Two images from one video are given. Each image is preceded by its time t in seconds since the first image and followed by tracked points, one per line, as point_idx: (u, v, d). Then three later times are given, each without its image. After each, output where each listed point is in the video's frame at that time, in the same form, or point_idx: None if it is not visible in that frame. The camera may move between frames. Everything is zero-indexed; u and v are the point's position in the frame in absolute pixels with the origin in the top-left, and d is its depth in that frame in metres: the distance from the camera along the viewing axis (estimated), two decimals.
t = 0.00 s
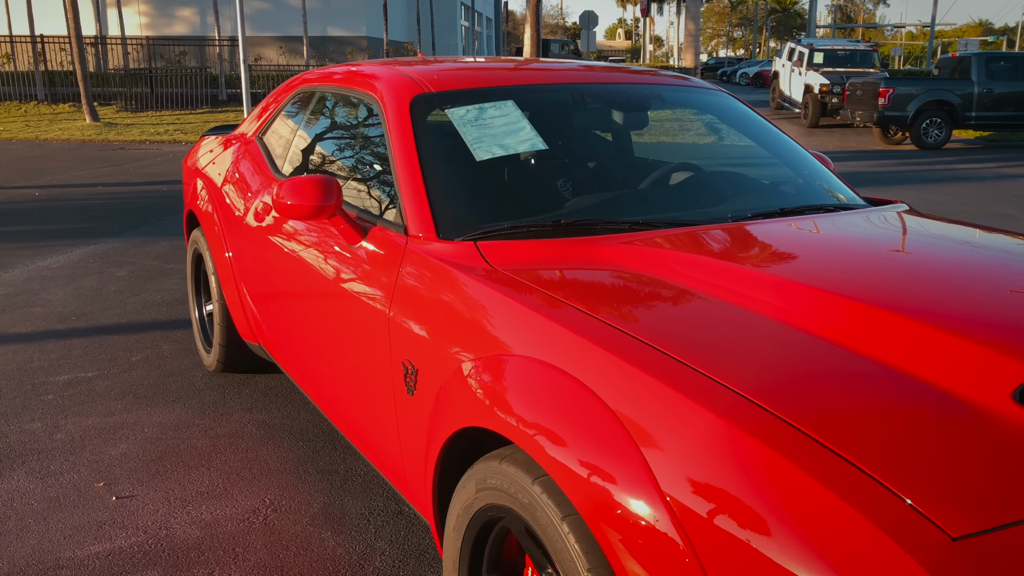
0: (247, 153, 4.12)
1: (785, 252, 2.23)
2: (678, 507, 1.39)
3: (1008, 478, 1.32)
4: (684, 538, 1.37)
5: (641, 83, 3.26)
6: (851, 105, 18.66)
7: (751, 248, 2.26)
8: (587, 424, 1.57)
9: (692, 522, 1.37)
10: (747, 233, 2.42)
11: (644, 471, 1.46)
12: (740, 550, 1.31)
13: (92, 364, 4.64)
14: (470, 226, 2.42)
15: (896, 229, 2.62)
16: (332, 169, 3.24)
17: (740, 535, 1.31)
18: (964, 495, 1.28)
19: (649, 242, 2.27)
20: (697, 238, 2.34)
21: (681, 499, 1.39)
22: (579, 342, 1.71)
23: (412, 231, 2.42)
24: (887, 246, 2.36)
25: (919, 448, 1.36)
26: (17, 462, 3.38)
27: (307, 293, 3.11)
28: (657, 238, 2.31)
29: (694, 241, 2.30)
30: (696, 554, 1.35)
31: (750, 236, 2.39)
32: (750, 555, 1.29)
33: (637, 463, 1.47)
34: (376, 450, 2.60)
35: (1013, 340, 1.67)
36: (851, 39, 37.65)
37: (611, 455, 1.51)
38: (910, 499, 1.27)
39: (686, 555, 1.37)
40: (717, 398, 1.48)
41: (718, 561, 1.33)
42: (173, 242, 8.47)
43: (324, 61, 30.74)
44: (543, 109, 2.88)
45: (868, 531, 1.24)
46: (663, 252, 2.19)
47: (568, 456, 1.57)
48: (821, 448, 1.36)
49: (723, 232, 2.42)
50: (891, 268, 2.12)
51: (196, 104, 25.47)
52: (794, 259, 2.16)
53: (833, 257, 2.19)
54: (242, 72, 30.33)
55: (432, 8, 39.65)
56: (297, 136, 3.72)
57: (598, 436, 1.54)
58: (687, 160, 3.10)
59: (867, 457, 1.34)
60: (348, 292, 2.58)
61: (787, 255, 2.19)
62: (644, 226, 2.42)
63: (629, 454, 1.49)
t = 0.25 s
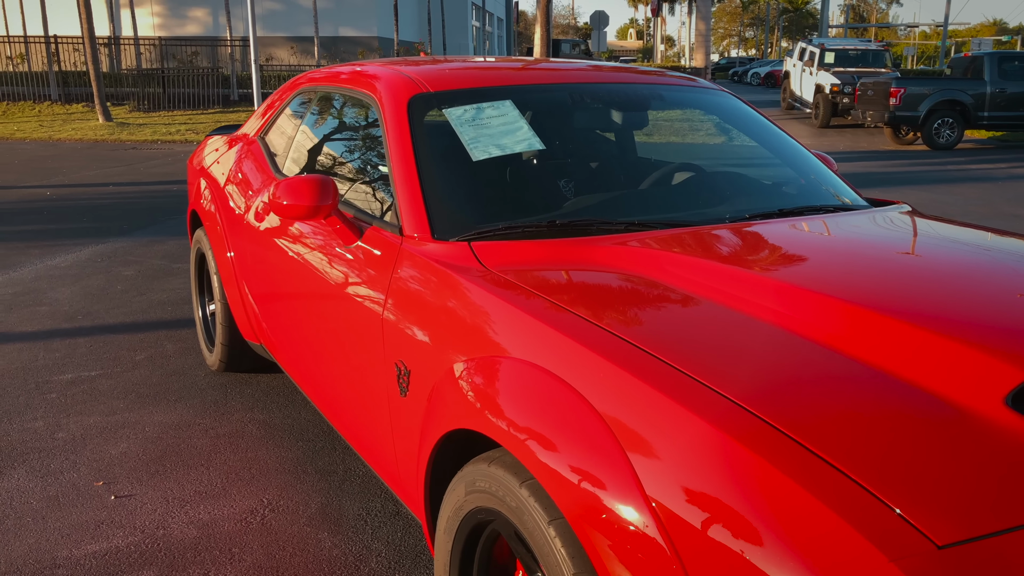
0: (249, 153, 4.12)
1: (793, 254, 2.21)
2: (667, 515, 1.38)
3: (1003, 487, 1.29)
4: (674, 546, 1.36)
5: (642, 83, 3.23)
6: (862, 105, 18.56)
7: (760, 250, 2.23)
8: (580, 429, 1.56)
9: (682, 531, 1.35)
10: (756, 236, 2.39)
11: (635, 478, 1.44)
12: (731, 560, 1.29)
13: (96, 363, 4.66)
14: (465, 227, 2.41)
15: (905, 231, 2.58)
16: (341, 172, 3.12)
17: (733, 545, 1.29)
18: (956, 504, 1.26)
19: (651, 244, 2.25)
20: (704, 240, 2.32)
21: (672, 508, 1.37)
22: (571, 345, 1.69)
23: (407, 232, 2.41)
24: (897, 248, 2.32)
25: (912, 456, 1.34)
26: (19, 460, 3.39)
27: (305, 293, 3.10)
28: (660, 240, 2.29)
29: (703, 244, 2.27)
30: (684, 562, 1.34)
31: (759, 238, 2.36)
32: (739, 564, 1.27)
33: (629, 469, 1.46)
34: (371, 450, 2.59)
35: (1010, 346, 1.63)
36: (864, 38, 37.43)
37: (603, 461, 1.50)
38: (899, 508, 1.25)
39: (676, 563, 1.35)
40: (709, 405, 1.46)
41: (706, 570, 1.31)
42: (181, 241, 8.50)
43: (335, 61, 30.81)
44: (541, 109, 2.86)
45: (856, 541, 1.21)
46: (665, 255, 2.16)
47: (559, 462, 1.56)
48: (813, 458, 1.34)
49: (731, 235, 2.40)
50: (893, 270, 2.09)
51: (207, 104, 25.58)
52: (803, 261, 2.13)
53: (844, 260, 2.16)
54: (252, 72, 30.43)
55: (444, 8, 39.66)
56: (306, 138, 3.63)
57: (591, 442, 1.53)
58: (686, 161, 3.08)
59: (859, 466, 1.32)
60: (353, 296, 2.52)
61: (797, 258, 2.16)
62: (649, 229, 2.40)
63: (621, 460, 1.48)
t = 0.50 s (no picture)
0: (250, 153, 4.12)
1: (800, 256, 2.19)
2: (656, 522, 1.36)
3: (994, 494, 1.27)
4: (662, 554, 1.34)
5: (642, 84, 3.21)
6: (872, 106, 18.47)
7: (768, 253, 2.21)
8: (571, 434, 1.54)
9: (671, 540, 1.33)
10: (765, 239, 2.37)
11: (624, 485, 1.43)
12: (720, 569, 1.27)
13: (98, 363, 4.67)
14: (460, 226, 2.40)
15: (913, 233, 2.56)
16: (348, 174, 3.02)
17: (726, 555, 1.27)
18: (947, 513, 1.24)
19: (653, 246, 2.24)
20: (712, 242, 2.30)
21: (660, 517, 1.36)
22: (562, 349, 1.68)
23: (402, 232, 2.40)
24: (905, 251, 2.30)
25: (903, 464, 1.32)
26: (19, 460, 3.40)
27: (304, 294, 3.10)
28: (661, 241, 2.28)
29: (710, 246, 2.24)
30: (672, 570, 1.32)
31: (768, 241, 2.34)
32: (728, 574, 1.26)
33: (619, 475, 1.44)
34: (367, 451, 2.58)
35: (1006, 350, 1.61)
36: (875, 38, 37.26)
37: (593, 467, 1.48)
38: (887, 517, 1.23)
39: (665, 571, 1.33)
40: (699, 411, 1.44)
41: None
42: (187, 241, 8.52)
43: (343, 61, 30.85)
44: (540, 110, 2.85)
45: (844, 551, 1.20)
46: (664, 257, 2.14)
47: (550, 467, 1.55)
48: (804, 466, 1.32)
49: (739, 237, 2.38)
50: (894, 272, 2.06)
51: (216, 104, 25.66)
52: (810, 264, 2.12)
53: (853, 262, 2.14)
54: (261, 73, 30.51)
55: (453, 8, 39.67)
56: (313, 138, 3.54)
57: (581, 447, 1.52)
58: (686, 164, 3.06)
59: (850, 475, 1.30)
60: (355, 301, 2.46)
61: (804, 260, 2.15)
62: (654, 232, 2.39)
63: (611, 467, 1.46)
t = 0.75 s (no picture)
0: (250, 154, 4.12)
1: (808, 258, 2.16)
2: (639, 532, 1.34)
3: (981, 507, 1.24)
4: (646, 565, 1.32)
5: (639, 84, 3.17)
6: (882, 105, 18.35)
7: (777, 255, 2.19)
8: (558, 441, 1.52)
9: (657, 549, 1.31)
10: (775, 242, 2.33)
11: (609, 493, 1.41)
12: None
13: (99, 362, 4.67)
14: (452, 228, 2.38)
15: (922, 235, 2.52)
16: (352, 176, 2.92)
17: (715, 567, 1.24)
18: (934, 526, 1.21)
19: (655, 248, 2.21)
20: (719, 245, 2.27)
21: (647, 525, 1.34)
22: (550, 354, 1.66)
23: (394, 233, 2.38)
24: (915, 254, 2.27)
25: (892, 473, 1.30)
26: (17, 459, 3.41)
27: (300, 295, 3.09)
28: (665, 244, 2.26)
29: (717, 250, 2.21)
30: None
31: (776, 243, 2.31)
32: None
33: (605, 483, 1.42)
34: (358, 453, 2.56)
35: (999, 355, 1.59)
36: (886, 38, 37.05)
37: (580, 474, 1.46)
38: (872, 529, 1.21)
39: None
40: (686, 419, 1.42)
41: None
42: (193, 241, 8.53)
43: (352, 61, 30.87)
44: (534, 110, 2.83)
45: (828, 564, 1.18)
46: (665, 259, 2.11)
47: (537, 474, 1.53)
48: (791, 476, 1.29)
49: (748, 239, 2.35)
50: (897, 276, 2.03)
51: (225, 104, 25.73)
52: (819, 266, 2.09)
53: (862, 266, 2.11)
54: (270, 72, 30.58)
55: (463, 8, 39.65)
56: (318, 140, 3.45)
57: (568, 454, 1.50)
58: (684, 166, 3.03)
59: (837, 485, 1.27)
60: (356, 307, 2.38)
61: (812, 263, 2.12)
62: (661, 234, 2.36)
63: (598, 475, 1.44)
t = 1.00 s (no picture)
0: (250, 154, 4.13)
1: (814, 261, 2.15)
2: (624, 541, 1.34)
3: (966, 517, 1.24)
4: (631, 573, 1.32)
5: (634, 84, 3.15)
6: (890, 106, 18.27)
7: (784, 258, 2.17)
8: (545, 446, 1.52)
9: (643, 557, 1.30)
10: (782, 245, 2.31)
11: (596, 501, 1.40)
12: None
13: (101, 362, 4.69)
14: (445, 229, 2.38)
15: (929, 239, 2.50)
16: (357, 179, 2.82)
17: None
18: (919, 536, 1.21)
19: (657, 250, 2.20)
20: (726, 247, 2.26)
21: (633, 532, 1.33)
22: (537, 359, 1.65)
23: (387, 234, 2.38)
24: (921, 257, 2.25)
25: (878, 483, 1.29)
26: (16, 458, 3.43)
27: (297, 296, 3.09)
28: (669, 245, 2.25)
29: (724, 252, 2.20)
30: None
31: (783, 246, 2.30)
32: None
33: (591, 491, 1.42)
34: (352, 454, 2.56)
35: (986, 359, 1.58)
36: (895, 38, 36.86)
37: (566, 480, 1.46)
38: (856, 541, 1.20)
39: None
40: (672, 426, 1.41)
41: None
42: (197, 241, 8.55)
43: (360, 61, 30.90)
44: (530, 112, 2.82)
45: None
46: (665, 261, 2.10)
47: (523, 479, 1.52)
48: (775, 485, 1.29)
49: (755, 242, 2.34)
50: (892, 279, 2.01)
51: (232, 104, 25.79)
52: (825, 269, 2.08)
53: (868, 269, 2.09)
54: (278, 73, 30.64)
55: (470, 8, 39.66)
56: (324, 141, 3.35)
57: (555, 460, 1.49)
58: (680, 168, 3.02)
59: (823, 496, 1.27)
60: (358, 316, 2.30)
61: (818, 266, 2.11)
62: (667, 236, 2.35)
63: (583, 481, 1.44)
